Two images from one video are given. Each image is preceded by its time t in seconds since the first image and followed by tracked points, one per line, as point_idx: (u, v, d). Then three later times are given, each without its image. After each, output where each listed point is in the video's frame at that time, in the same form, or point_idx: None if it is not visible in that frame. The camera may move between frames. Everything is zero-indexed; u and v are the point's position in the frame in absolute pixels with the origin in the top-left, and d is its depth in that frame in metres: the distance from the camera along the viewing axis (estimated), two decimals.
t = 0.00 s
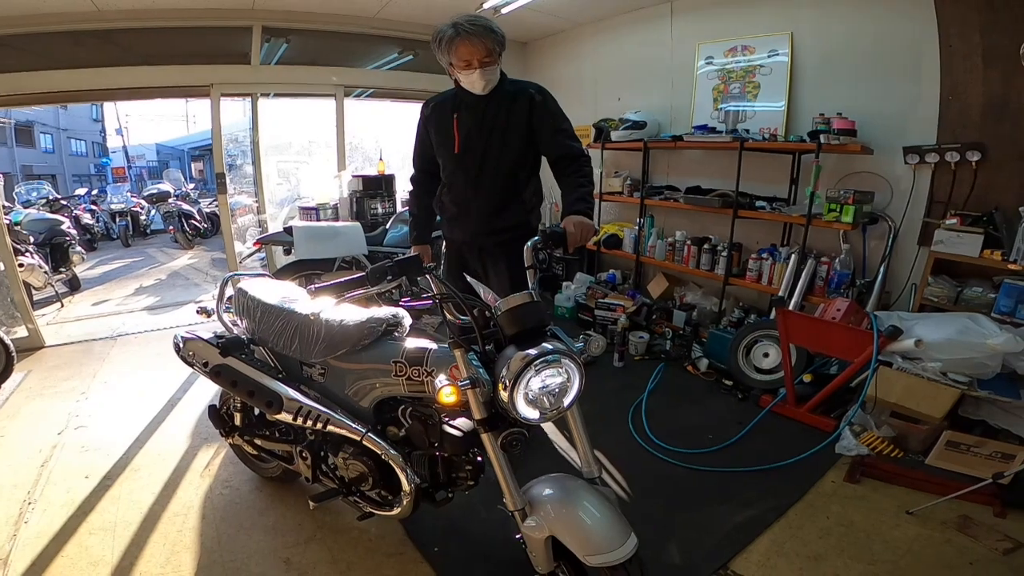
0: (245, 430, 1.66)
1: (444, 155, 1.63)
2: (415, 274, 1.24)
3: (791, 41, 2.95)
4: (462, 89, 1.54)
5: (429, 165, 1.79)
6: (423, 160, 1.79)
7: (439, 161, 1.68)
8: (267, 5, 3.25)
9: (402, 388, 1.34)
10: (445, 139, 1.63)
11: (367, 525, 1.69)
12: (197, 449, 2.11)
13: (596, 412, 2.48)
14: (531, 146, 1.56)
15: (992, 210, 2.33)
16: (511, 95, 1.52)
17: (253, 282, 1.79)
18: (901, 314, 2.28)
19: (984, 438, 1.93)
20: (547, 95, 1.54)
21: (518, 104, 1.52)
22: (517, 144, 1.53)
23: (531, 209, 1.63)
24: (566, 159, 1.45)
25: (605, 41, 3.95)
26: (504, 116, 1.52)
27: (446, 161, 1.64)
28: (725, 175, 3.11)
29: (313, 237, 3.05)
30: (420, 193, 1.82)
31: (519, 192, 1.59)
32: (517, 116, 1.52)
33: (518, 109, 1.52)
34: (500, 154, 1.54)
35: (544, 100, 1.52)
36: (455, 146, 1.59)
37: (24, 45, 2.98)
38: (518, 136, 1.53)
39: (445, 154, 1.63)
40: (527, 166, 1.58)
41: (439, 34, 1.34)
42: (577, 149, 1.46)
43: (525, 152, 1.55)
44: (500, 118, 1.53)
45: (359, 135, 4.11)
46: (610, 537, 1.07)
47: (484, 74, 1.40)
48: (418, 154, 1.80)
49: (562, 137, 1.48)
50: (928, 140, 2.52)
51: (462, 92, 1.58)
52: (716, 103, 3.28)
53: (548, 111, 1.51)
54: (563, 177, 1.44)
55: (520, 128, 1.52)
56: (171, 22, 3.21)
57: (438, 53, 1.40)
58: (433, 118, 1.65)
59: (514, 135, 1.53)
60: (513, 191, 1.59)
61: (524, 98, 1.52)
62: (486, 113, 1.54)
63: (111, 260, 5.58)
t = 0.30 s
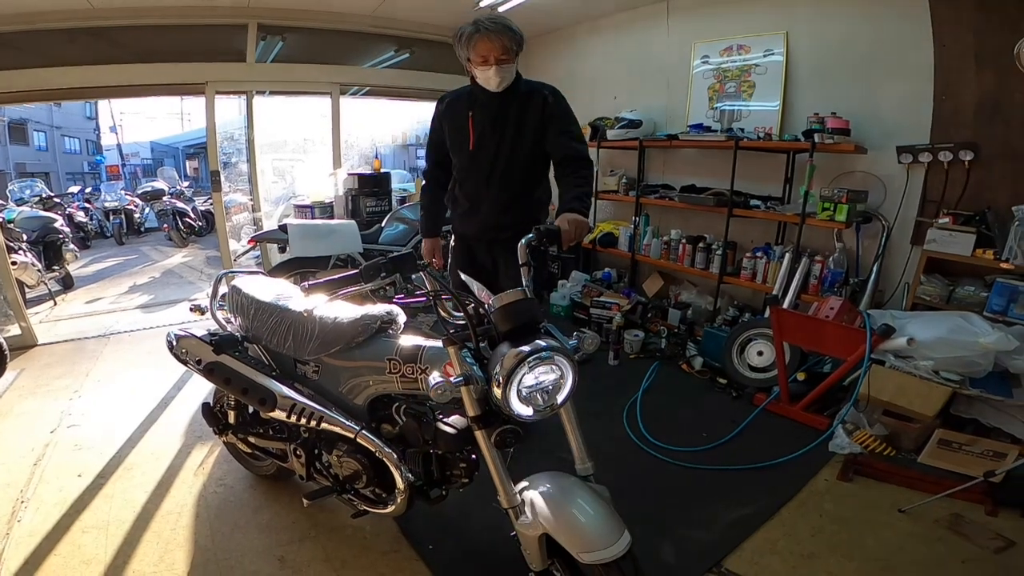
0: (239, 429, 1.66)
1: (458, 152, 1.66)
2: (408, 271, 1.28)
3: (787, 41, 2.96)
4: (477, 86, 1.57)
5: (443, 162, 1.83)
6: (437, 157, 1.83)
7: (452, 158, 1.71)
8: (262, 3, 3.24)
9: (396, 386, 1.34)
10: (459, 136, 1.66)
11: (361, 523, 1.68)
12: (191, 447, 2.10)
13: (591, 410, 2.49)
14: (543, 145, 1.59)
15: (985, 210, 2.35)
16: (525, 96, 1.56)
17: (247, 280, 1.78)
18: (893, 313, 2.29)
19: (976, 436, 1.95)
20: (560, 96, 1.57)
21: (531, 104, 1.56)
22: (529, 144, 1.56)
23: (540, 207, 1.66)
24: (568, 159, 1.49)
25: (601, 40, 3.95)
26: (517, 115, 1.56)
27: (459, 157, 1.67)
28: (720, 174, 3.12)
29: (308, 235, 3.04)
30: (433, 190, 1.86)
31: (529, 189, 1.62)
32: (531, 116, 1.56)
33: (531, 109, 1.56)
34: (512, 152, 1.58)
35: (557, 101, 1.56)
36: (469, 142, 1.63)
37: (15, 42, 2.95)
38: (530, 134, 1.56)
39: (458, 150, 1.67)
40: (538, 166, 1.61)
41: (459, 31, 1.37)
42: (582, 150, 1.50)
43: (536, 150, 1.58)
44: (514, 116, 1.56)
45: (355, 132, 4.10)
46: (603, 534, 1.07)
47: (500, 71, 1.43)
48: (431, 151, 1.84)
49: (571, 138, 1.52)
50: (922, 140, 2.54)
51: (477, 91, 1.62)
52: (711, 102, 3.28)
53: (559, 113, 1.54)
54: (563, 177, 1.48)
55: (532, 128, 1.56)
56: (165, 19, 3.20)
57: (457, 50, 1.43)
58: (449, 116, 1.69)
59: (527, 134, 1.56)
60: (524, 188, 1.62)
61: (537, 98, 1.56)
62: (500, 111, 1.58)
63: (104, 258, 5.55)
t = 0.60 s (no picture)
0: (240, 428, 1.66)
1: (478, 150, 1.72)
2: (409, 270, 1.25)
3: (787, 39, 2.95)
4: (499, 87, 1.63)
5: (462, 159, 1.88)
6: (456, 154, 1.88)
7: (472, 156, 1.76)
8: (261, 2, 3.24)
9: (396, 384, 1.34)
10: (479, 134, 1.72)
11: (361, 522, 1.69)
12: (191, 447, 2.11)
13: (591, 409, 2.49)
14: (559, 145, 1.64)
15: (985, 209, 2.34)
16: (545, 98, 1.61)
17: (248, 279, 1.79)
18: (893, 311, 2.30)
19: (975, 435, 1.95)
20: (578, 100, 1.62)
21: (550, 106, 1.61)
22: (546, 144, 1.61)
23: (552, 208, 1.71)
24: (578, 159, 1.52)
25: (601, 38, 3.95)
26: (536, 116, 1.61)
27: (479, 155, 1.73)
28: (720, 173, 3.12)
29: (308, 234, 3.05)
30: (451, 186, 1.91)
31: (544, 188, 1.67)
32: (549, 117, 1.60)
33: (550, 111, 1.60)
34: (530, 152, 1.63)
35: (574, 104, 1.60)
36: (489, 141, 1.68)
37: (14, 42, 2.96)
38: (547, 135, 1.61)
39: (478, 148, 1.72)
40: (553, 166, 1.65)
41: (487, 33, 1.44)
42: (591, 152, 1.53)
43: (552, 150, 1.63)
44: (533, 117, 1.62)
45: (356, 132, 4.10)
46: (602, 532, 1.08)
47: (523, 72, 1.49)
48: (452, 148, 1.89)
49: (586, 140, 1.56)
50: (923, 138, 2.53)
51: (499, 92, 1.67)
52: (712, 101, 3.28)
53: (576, 115, 1.59)
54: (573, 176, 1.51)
55: (550, 129, 1.60)
56: (165, 19, 3.20)
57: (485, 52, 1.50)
58: (470, 115, 1.74)
59: (544, 134, 1.61)
60: (540, 187, 1.67)
61: (556, 101, 1.60)
62: (520, 113, 1.63)
63: (105, 257, 5.56)
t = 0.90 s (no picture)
0: (250, 424, 1.68)
1: (496, 148, 1.74)
2: (417, 269, 1.26)
3: (799, 37, 2.92)
4: (518, 85, 1.66)
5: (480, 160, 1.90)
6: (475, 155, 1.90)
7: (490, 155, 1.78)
8: (272, 2, 3.27)
9: (404, 382, 1.35)
10: (498, 133, 1.74)
11: (369, 519, 1.70)
12: (203, 443, 2.14)
13: (599, 408, 2.49)
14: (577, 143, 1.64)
15: (1001, 208, 2.30)
16: (563, 97, 1.62)
17: (260, 277, 1.81)
18: (907, 312, 2.27)
19: (989, 437, 1.92)
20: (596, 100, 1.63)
21: (566, 105, 1.62)
22: (563, 141, 1.62)
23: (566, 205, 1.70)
24: (592, 155, 1.51)
25: (611, 37, 3.93)
26: (553, 114, 1.63)
27: (496, 154, 1.74)
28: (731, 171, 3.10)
29: (318, 233, 3.07)
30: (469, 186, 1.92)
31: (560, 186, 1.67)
32: (566, 115, 1.62)
33: (567, 109, 1.62)
34: (547, 150, 1.64)
35: (591, 103, 1.61)
36: (507, 139, 1.70)
37: (32, 43, 3.02)
38: (564, 132, 1.61)
39: (495, 146, 1.74)
40: (568, 163, 1.65)
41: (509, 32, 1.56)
42: (605, 148, 1.53)
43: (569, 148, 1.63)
44: (550, 115, 1.63)
45: (366, 131, 4.13)
46: (609, 532, 1.08)
47: (536, 59, 1.53)
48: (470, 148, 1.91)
49: (600, 137, 1.56)
50: (939, 136, 2.50)
51: (517, 91, 1.69)
52: (723, 99, 3.26)
53: (592, 114, 1.60)
54: (586, 172, 1.50)
55: (566, 127, 1.61)
56: (177, 19, 3.24)
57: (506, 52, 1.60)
58: (489, 114, 1.77)
59: (561, 131, 1.62)
60: (556, 185, 1.67)
61: (574, 100, 1.62)
62: (538, 111, 1.64)
63: (120, 255, 5.64)
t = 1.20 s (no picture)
0: (261, 416, 1.70)
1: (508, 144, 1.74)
2: (429, 264, 1.26)
3: (816, 35, 2.89)
4: (532, 82, 1.66)
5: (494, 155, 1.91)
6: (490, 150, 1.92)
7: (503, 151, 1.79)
8: None
9: (414, 376, 1.36)
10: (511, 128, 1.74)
11: (376, 512, 1.72)
12: (213, 434, 2.17)
13: (606, 406, 2.49)
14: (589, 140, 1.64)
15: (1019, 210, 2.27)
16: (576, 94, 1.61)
17: (273, 270, 1.83)
18: (920, 314, 2.25)
19: (1000, 441, 1.90)
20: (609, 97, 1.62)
21: (579, 102, 1.61)
22: (574, 138, 1.62)
23: (578, 200, 1.71)
24: (602, 153, 1.50)
25: (624, 34, 3.91)
26: (566, 111, 1.62)
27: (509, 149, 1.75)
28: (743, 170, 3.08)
29: (329, 227, 3.09)
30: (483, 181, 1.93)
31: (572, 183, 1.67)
32: (578, 112, 1.61)
33: (580, 105, 1.61)
34: (559, 146, 1.64)
35: (604, 100, 1.60)
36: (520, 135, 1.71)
37: (51, 38, 3.06)
38: (576, 129, 1.61)
39: (508, 142, 1.75)
40: (580, 159, 1.66)
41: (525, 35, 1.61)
42: (616, 146, 1.51)
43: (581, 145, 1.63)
44: (563, 111, 1.63)
45: (378, 126, 4.14)
46: (615, 529, 1.08)
47: (536, 58, 1.56)
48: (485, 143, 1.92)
49: (613, 134, 1.54)
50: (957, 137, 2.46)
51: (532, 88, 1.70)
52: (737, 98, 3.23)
53: (605, 111, 1.58)
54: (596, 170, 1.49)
55: (578, 124, 1.61)
56: (192, 14, 3.27)
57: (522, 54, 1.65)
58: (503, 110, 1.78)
59: (573, 128, 1.61)
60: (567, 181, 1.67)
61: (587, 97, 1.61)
62: (551, 107, 1.64)
63: (134, 247, 5.72)
